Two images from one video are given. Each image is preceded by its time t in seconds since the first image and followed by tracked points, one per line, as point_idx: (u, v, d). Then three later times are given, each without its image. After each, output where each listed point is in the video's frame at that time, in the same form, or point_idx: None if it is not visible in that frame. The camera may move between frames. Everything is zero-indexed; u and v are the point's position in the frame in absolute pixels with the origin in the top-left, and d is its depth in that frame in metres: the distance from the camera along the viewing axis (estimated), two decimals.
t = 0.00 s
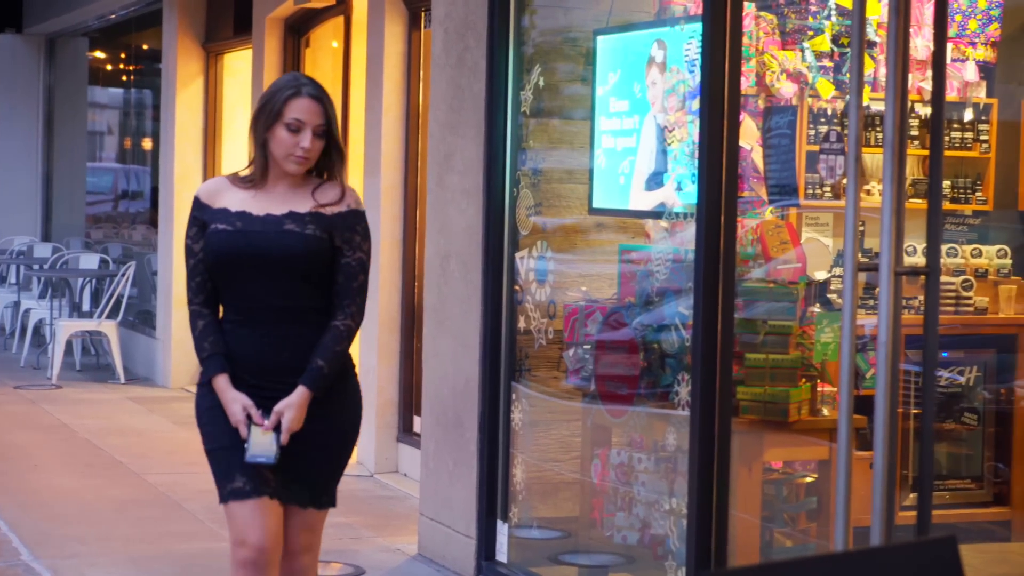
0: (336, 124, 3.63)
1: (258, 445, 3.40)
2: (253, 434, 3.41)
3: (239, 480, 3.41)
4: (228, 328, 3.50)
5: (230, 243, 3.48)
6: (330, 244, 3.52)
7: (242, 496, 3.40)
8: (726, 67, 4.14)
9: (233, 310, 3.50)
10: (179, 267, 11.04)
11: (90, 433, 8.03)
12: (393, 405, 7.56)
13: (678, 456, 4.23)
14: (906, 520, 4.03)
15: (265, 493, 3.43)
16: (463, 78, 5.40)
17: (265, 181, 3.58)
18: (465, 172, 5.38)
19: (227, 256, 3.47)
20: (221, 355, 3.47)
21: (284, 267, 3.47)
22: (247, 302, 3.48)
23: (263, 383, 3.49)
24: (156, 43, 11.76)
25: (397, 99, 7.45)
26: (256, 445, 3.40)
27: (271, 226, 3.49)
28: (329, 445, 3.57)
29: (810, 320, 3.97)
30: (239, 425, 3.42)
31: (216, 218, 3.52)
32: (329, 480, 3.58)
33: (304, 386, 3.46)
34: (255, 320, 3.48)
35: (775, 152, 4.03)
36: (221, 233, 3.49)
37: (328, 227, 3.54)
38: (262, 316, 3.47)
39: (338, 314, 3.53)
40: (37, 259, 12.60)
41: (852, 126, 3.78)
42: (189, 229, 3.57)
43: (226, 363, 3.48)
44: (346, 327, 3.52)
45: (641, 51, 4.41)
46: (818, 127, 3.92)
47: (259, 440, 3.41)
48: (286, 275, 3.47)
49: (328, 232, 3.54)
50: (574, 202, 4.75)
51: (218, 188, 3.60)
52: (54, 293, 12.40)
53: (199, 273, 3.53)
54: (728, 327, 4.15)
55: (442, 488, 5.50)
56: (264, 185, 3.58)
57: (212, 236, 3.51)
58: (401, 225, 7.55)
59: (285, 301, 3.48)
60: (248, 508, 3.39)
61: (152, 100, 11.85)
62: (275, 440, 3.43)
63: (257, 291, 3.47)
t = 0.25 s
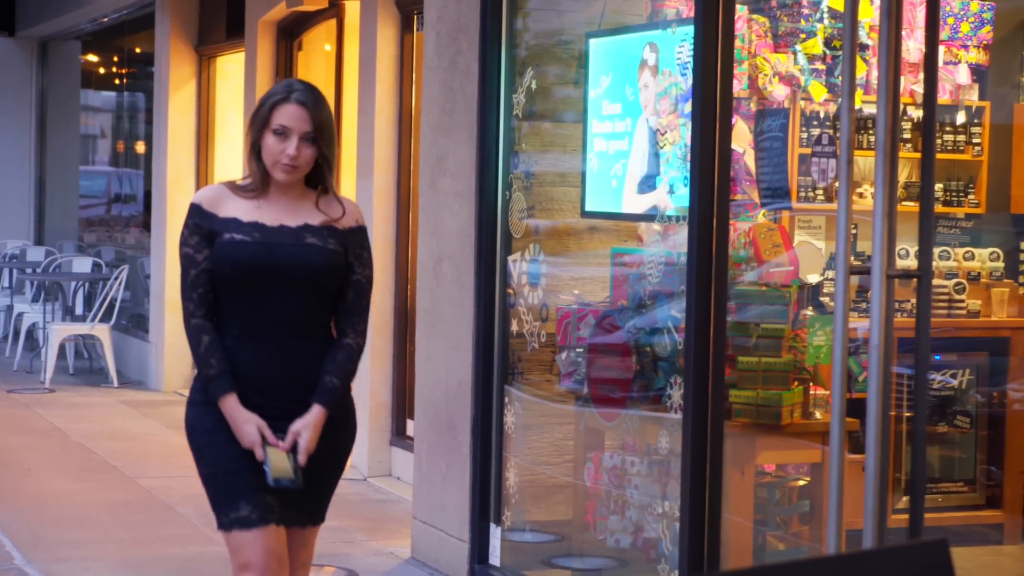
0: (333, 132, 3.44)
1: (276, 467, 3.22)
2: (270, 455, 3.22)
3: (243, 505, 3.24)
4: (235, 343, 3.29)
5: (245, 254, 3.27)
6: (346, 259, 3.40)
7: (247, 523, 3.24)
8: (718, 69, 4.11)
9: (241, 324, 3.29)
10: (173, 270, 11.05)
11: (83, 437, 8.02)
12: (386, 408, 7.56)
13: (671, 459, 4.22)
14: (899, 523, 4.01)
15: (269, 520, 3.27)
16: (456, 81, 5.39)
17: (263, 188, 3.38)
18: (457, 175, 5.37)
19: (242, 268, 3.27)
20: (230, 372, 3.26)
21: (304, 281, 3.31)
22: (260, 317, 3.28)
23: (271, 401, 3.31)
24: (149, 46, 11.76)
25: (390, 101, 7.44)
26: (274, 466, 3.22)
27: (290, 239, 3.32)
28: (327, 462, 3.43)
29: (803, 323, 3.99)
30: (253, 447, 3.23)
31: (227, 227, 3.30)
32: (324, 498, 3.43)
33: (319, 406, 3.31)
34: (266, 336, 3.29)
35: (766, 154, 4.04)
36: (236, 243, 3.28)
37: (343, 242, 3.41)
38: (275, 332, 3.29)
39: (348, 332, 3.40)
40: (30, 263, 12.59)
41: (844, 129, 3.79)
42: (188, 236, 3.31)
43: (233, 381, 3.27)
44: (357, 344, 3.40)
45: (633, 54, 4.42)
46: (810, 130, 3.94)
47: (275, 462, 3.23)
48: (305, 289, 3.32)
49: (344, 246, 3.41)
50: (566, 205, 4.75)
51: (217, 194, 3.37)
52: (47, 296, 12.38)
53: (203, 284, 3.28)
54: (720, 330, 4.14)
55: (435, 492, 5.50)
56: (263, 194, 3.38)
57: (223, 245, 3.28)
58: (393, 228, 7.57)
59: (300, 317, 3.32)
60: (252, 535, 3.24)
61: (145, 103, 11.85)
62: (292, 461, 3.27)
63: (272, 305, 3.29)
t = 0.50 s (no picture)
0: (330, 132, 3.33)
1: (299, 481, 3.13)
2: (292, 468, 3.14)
3: (252, 521, 3.16)
4: (247, 356, 3.20)
5: (261, 264, 3.19)
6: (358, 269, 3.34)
7: (258, 540, 3.16)
8: (712, 73, 4.15)
9: (253, 336, 3.20)
10: (168, 272, 11.05)
11: (78, 439, 8.02)
12: (381, 409, 7.57)
13: (666, 460, 4.23)
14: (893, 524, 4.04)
15: (275, 535, 3.18)
16: (451, 83, 5.40)
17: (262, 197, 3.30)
18: (452, 176, 5.38)
19: (258, 278, 3.18)
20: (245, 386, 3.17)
21: (320, 292, 3.25)
22: (274, 328, 3.21)
23: (285, 415, 3.23)
24: (143, 48, 11.76)
25: (384, 103, 7.45)
26: (297, 481, 3.12)
27: (304, 249, 3.25)
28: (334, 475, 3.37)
29: (797, 324, 3.97)
30: (274, 463, 3.15)
31: (240, 237, 3.22)
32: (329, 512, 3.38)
33: (336, 421, 3.26)
34: (280, 349, 3.22)
35: (759, 158, 4.05)
36: (251, 252, 3.19)
37: (355, 252, 3.36)
38: (290, 344, 3.22)
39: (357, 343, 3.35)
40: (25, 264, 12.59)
41: (838, 130, 3.79)
42: (195, 246, 3.20)
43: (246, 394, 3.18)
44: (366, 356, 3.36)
45: (627, 56, 4.42)
46: (805, 131, 3.92)
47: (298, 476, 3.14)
48: (320, 300, 3.26)
49: (355, 257, 3.35)
50: (560, 206, 4.75)
51: (220, 203, 3.28)
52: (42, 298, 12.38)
53: (214, 296, 3.18)
54: (714, 332, 4.15)
55: (429, 493, 5.50)
56: (264, 203, 3.30)
57: (238, 255, 3.19)
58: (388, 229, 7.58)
59: (313, 328, 3.26)
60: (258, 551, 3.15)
61: (139, 105, 11.85)
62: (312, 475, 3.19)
63: (287, 318, 3.21)
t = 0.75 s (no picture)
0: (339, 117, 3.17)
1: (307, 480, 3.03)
2: (300, 467, 3.03)
3: (258, 525, 3.06)
4: (253, 350, 3.04)
5: (273, 255, 3.04)
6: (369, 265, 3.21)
7: (263, 545, 3.07)
8: (706, 71, 4.12)
9: (260, 330, 3.05)
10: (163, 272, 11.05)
11: (72, 438, 8.02)
12: (376, 409, 7.56)
13: (660, 460, 4.22)
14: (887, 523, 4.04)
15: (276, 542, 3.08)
16: (445, 82, 5.39)
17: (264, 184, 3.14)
18: (447, 176, 5.37)
19: (268, 270, 3.03)
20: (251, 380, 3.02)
21: (331, 286, 3.10)
22: (284, 323, 3.06)
23: (292, 414, 3.09)
24: (138, 47, 11.75)
25: (379, 102, 7.45)
26: (305, 480, 3.02)
27: (316, 241, 3.10)
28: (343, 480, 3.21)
29: (792, 324, 3.98)
30: (282, 461, 3.02)
31: (251, 225, 3.06)
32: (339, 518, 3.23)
33: (342, 415, 3.12)
34: (287, 344, 3.06)
35: (752, 157, 4.04)
36: (264, 243, 3.05)
37: (365, 247, 3.22)
38: (299, 339, 3.07)
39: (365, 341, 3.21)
40: (20, 264, 12.59)
41: (832, 129, 3.79)
42: (202, 233, 3.03)
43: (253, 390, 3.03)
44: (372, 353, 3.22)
45: (622, 55, 4.42)
46: (799, 130, 3.93)
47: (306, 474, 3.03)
48: (331, 295, 3.11)
49: (363, 251, 3.21)
50: (555, 206, 4.75)
51: (225, 187, 3.12)
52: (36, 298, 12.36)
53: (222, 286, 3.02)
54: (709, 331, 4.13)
55: (424, 493, 5.50)
56: (271, 189, 3.14)
57: (247, 245, 3.04)
58: (383, 228, 7.58)
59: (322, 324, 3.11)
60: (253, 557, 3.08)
61: (134, 104, 11.84)
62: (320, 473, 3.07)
63: (296, 311, 3.06)
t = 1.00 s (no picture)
0: (340, 114, 3.12)
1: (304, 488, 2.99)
2: (297, 475, 3.00)
3: (260, 535, 3.07)
4: (246, 355, 3.02)
5: (263, 259, 3.00)
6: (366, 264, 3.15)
7: (266, 554, 3.08)
8: (698, 70, 4.10)
9: (253, 335, 3.02)
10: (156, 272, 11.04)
11: (64, 438, 8.02)
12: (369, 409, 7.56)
13: (651, 460, 4.22)
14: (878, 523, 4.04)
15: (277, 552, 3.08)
16: (437, 81, 5.38)
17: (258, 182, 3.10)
18: (438, 175, 5.37)
19: (259, 274, 3.00)
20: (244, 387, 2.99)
21: (325, 288, 3.05)
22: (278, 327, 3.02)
23: (290, 419, 3.06)
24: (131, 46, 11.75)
25: (371, 101, 7.45)
26: (301, 488, 2.99)
27: (310, 243, 3.06)
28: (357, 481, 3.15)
29: (783, 323, 4.01)
30: (279, 469, 3.00)
31: (241, 229, 3.02)
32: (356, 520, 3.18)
33: (344, 419, 3.08)
34: (282, 349, 3.03)
35: (745, 156, 4.05)
36: (253, 246, 3.01)
37: (363, 245, 3.17)
38: (294, 343, 3.03)
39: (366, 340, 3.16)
40: (13, 263, 12.57)
41: (823, 128, 3.81)
42: (192, 238, 3.01)
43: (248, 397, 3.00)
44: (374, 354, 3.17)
45: (614, 54, 4.41)
46: (791, 130, 3.96)
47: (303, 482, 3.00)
48: (326, 297, 3.07)
49: (361, 250, 3.16)
50: (548, 206, 4.74)
51: (218, 188, 3.09)
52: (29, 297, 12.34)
53: (213, 292, 3.00)
54: (700, 331, 4.11)
55: (416, 493, 5.49)
56: (266, 188, 3.10)
57: (237, 249, 3.01)
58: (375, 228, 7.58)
59: (319, 327, 3.07)
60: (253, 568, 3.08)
61: (127, 104, 11.84)
62: (320, 480, 3.03)
63: (290, 315, 3.02)
